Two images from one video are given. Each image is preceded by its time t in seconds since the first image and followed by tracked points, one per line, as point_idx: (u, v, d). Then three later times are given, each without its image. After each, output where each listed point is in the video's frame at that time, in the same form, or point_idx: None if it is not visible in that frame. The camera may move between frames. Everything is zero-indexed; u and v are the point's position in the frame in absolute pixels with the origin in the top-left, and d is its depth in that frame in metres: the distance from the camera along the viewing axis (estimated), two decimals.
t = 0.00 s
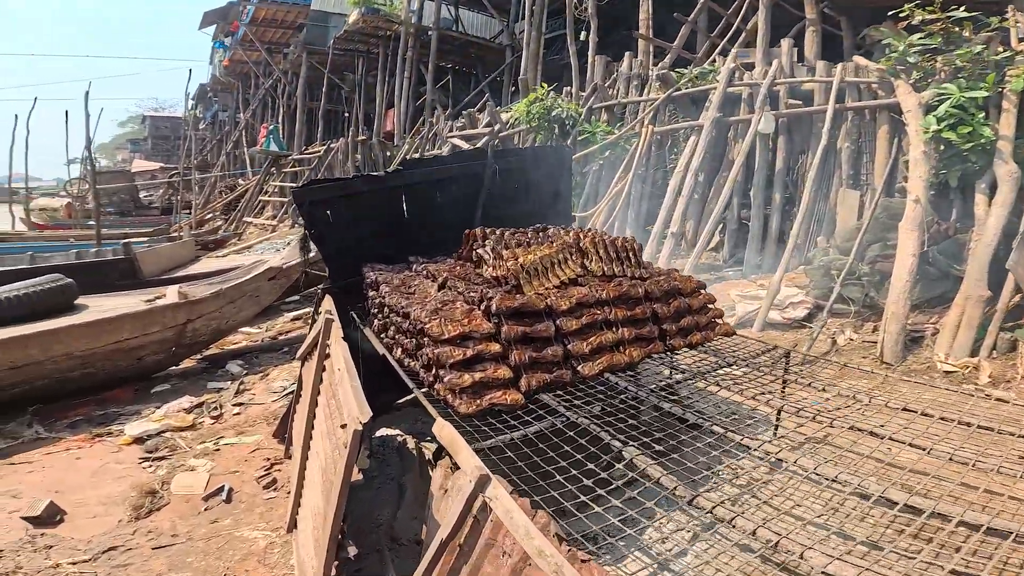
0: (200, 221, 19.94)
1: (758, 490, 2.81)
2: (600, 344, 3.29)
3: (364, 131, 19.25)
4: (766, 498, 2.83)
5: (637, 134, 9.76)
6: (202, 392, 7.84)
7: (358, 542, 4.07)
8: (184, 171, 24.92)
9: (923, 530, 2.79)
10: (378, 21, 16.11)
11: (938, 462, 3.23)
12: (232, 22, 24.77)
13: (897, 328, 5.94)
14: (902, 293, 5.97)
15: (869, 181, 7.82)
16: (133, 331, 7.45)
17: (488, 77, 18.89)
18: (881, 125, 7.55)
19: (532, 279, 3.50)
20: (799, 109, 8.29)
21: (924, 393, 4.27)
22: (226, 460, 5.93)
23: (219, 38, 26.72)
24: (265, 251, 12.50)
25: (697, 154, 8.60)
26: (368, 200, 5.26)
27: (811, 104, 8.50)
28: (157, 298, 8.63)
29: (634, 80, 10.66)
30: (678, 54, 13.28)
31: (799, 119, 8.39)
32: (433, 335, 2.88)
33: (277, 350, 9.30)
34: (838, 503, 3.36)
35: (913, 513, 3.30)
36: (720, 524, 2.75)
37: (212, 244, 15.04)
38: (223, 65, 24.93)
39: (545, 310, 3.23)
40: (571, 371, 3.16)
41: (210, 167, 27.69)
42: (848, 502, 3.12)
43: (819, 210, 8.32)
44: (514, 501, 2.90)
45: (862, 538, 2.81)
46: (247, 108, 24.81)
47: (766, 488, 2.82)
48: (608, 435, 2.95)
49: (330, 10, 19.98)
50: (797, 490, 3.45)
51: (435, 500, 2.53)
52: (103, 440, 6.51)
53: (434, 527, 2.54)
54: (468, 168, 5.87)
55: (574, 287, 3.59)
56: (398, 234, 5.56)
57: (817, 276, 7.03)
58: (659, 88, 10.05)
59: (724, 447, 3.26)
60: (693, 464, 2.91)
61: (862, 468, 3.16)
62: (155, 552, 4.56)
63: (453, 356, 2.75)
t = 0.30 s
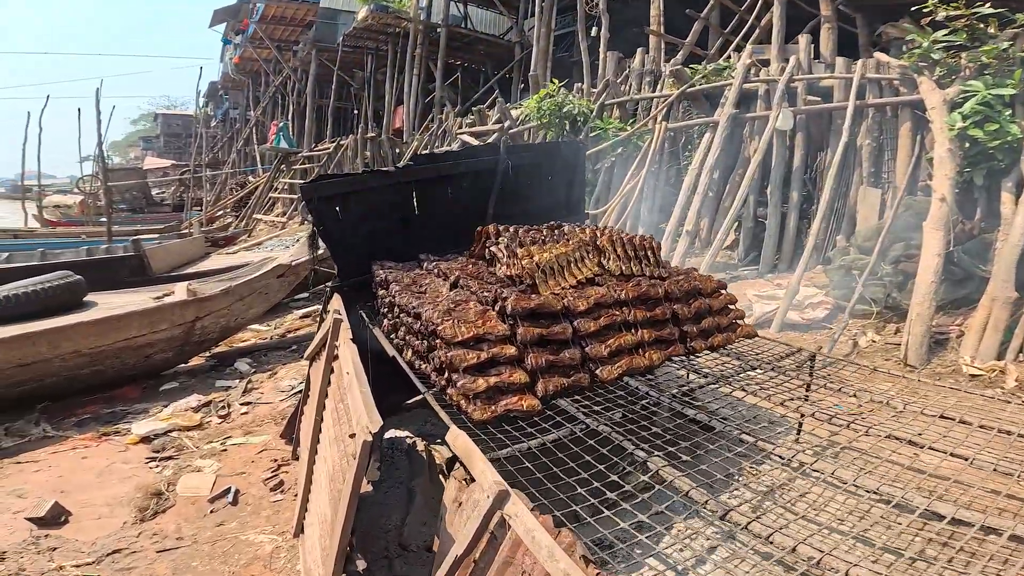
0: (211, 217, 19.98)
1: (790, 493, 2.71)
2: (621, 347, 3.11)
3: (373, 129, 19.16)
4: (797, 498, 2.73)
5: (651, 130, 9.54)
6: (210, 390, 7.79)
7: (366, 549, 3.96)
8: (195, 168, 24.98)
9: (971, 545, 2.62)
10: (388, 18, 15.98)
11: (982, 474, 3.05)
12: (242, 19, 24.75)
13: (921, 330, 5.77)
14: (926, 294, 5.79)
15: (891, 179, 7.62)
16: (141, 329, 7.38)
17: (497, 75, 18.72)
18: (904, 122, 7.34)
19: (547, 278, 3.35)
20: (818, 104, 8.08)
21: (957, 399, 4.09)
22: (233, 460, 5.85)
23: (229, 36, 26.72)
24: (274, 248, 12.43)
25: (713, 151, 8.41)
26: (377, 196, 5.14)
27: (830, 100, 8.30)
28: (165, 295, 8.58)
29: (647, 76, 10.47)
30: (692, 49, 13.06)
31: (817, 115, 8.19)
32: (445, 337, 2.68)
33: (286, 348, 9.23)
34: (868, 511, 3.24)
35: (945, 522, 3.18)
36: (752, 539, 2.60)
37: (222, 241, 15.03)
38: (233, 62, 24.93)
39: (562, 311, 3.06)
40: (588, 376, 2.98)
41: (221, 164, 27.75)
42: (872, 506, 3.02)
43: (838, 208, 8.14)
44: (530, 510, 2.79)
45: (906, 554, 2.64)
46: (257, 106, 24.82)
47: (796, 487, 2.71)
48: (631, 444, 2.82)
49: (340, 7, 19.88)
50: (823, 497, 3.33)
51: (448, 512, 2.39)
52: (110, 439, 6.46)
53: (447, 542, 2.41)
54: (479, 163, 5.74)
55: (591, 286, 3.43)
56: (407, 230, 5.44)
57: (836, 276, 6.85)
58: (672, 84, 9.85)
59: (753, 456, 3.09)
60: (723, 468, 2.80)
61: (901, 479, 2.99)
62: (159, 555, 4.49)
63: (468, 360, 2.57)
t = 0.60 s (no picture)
0: (216, 216, 19.89)
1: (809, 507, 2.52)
2: (634, 351, 2.92)
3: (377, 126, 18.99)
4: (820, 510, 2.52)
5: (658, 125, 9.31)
6: (211, 390, 7.66)
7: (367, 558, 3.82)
8: (200, 166, 24.91)
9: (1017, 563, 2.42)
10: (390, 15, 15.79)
11: None
12: (246, 17, 24.61)
13: (941, 331, 5.57)
14: (945, 293, 5.60)
15: (906, 175, 7.42)
16: (141, 329, 7.25)
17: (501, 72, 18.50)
18: (920, 117, 7.11)
19: (556, 278, 3.17)
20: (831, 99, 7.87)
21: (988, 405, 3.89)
22: (232, 464, 5.72)
23: (232, 34, 26.60)
24: (276, 246, 12.29)
25: (722, 147, 8.20)
26: (378, 192, 4.97)
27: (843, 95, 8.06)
28: (165, 294, 8.46)
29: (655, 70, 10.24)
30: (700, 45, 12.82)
31: (830, 110, 7.98)
32: (448, 341, 2.49)
33: (288, 347, 9.09)
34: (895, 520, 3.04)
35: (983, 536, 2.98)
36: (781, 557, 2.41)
37: (226, 239, 14.91)
38: (237, 60, 24.80)
39: (572, 312, 2.87)
40: (600, 381, 2.78)
41: (226, 163, 27.66)
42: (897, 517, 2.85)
43: (852, 205, 7.93)
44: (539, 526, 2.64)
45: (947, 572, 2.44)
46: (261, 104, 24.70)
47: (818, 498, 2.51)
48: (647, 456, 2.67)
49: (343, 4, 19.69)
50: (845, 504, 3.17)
51: (451, 531, 2.24)
52: (108, 440, 6.34)
53: (450, 562, 2.25)
54: (484, 159, 5.59)
55: (602, 287, 3.26)
56: (410, 228, 5.29)
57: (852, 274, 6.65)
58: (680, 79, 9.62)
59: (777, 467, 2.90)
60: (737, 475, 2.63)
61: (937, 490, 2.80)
62: (155, 561, 4.36)
63: (473, 366, 2.39)
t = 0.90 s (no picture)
0: (213, 212, 19.61)
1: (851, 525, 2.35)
2: (649, 358, 2.68)
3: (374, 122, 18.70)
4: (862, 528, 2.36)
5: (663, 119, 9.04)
6: (204, 392, 7.45)
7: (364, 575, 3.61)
8: (197, 163, 24.60)
9: None
10: (387, 9, 15.50)
11: None
12: (242, 13, 24.26)
13: (961, 332, 5.35)
14: (964, 291, 5.40)
15: (920, 170, 7.16)
16: (130, 330, 6.99)
17: (501, 67, 18.21)
18: (935, 112, 6.86)
19: (565, 280, 2.95)
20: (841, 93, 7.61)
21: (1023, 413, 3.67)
22: (224, 471, 5.51)
23: (228, 31, 26.25)
24: (271, 244, 12.01)
25: (729, 142, 7.94)
26: (372, 187, 4.74)
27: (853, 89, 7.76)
28: (156, 294, 8.23)
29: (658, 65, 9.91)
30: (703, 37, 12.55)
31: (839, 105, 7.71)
32: (448, 351, 2.26)
33: (283, 348, 8.87)
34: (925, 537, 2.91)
35: None
36: None
37: (222, 236, 14.66)
38: (233, 56, 24.47)
39: (583, 318, 2.64)
40: (614, 392, 2.56)
41: (223, 160, 27.34)
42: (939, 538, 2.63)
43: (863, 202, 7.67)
44: (549, 550, 2.49)
45: None
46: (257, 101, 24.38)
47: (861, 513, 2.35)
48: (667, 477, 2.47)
49: None
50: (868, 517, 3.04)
51: (455, 566, 2.03)
52: (97, 446, 6.13)
53: None
54: (485, 151, 5.37)
55: (613, 289, 3.04)
56: (406, 225, 5.07)
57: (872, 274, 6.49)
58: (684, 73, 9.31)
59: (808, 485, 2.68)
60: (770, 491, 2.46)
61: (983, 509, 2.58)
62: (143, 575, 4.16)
63: (477, 380, 2.15)
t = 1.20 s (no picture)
0: (188, 205, 18.98)
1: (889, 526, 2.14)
2: (665, 360, 2.43)
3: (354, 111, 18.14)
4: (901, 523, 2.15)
5: (654, 102, 8.69)
6: (181, 395, 7.10)
7: None
8: (171, 155, 23.79)
9: None
10: None
11: None
12: None
13: (970, 318, 5.18)
14: (971, 275, 5.23)
15: (919, 154, 6.87)
16: (98, 331, 6.52)
17: (483, 53, 17.70)
18: (935, 96, 6.61)
19: (569, 274, 2.67)
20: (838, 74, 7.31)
21: None
22: (203, 482, 5.19)
23: (200, 18, 25.29)
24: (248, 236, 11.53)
25: (723, 126, 7.62)
26: (347, 174, 4.41)
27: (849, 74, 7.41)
28: (125, 292, 7.82)
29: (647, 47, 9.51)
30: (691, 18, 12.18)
31: (836, 88, 7.39)
32: (441, 362, 1.97)
33: (264, 345, 8.51)
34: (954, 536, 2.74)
35: None
36: None
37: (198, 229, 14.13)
38: (205, 44, 23.60)
39: (591, 318, 2.38)
40: (628, 400, 2.30)
41: (198, 151, 26.50)
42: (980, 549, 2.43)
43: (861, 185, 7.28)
44: None
45: None
46: (233, 90, 23.58)
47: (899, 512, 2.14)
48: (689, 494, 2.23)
49: None
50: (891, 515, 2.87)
51: None
52: (68, 454, 5.78)
53: None
54: (473, 133, 5.13)
55: (621, 283, 2.77)
56: (388, 215, 4.79)
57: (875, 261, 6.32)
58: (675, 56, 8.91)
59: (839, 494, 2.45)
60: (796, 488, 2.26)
61: None
62: None
63: (476, 396, 1.88)
